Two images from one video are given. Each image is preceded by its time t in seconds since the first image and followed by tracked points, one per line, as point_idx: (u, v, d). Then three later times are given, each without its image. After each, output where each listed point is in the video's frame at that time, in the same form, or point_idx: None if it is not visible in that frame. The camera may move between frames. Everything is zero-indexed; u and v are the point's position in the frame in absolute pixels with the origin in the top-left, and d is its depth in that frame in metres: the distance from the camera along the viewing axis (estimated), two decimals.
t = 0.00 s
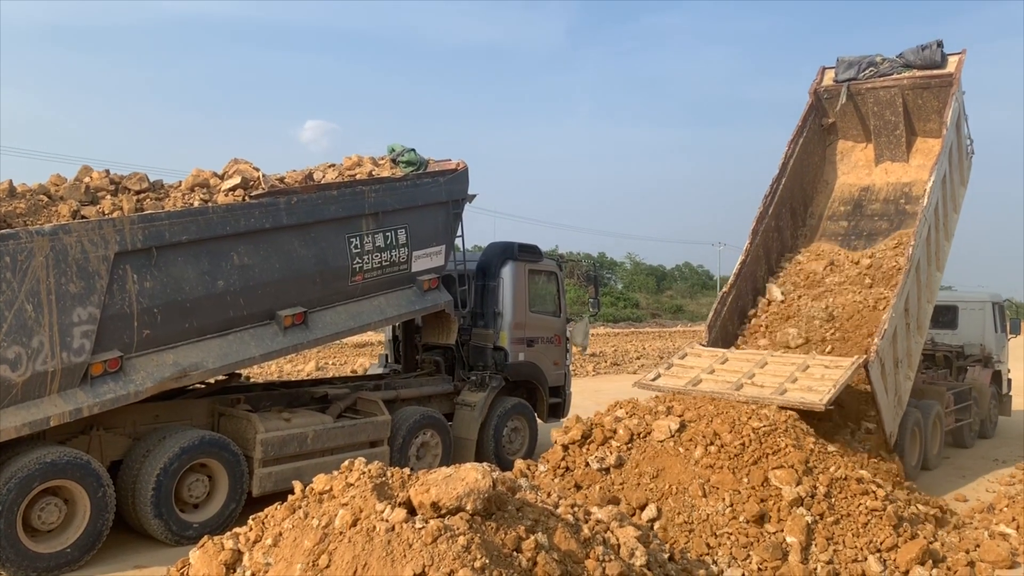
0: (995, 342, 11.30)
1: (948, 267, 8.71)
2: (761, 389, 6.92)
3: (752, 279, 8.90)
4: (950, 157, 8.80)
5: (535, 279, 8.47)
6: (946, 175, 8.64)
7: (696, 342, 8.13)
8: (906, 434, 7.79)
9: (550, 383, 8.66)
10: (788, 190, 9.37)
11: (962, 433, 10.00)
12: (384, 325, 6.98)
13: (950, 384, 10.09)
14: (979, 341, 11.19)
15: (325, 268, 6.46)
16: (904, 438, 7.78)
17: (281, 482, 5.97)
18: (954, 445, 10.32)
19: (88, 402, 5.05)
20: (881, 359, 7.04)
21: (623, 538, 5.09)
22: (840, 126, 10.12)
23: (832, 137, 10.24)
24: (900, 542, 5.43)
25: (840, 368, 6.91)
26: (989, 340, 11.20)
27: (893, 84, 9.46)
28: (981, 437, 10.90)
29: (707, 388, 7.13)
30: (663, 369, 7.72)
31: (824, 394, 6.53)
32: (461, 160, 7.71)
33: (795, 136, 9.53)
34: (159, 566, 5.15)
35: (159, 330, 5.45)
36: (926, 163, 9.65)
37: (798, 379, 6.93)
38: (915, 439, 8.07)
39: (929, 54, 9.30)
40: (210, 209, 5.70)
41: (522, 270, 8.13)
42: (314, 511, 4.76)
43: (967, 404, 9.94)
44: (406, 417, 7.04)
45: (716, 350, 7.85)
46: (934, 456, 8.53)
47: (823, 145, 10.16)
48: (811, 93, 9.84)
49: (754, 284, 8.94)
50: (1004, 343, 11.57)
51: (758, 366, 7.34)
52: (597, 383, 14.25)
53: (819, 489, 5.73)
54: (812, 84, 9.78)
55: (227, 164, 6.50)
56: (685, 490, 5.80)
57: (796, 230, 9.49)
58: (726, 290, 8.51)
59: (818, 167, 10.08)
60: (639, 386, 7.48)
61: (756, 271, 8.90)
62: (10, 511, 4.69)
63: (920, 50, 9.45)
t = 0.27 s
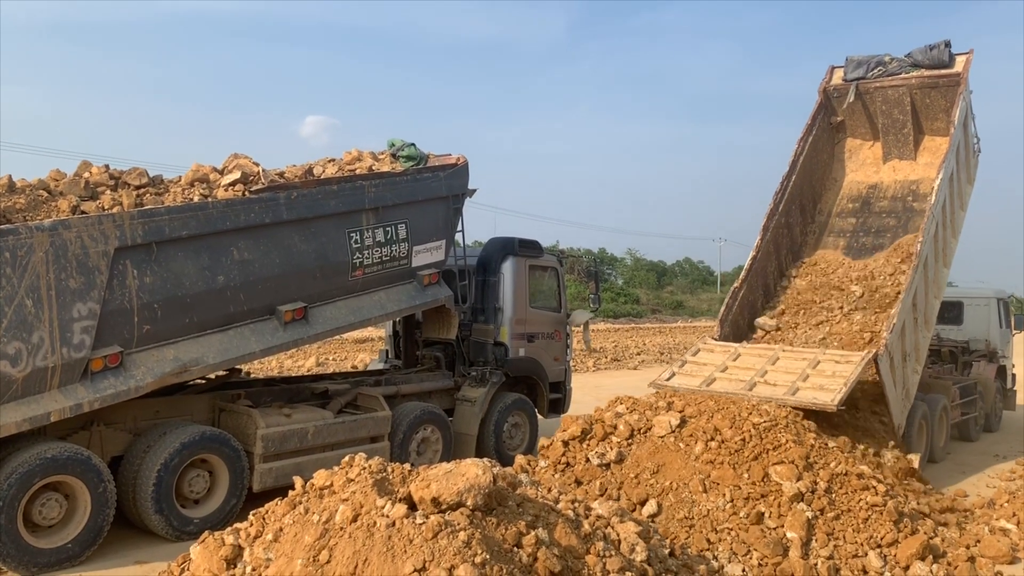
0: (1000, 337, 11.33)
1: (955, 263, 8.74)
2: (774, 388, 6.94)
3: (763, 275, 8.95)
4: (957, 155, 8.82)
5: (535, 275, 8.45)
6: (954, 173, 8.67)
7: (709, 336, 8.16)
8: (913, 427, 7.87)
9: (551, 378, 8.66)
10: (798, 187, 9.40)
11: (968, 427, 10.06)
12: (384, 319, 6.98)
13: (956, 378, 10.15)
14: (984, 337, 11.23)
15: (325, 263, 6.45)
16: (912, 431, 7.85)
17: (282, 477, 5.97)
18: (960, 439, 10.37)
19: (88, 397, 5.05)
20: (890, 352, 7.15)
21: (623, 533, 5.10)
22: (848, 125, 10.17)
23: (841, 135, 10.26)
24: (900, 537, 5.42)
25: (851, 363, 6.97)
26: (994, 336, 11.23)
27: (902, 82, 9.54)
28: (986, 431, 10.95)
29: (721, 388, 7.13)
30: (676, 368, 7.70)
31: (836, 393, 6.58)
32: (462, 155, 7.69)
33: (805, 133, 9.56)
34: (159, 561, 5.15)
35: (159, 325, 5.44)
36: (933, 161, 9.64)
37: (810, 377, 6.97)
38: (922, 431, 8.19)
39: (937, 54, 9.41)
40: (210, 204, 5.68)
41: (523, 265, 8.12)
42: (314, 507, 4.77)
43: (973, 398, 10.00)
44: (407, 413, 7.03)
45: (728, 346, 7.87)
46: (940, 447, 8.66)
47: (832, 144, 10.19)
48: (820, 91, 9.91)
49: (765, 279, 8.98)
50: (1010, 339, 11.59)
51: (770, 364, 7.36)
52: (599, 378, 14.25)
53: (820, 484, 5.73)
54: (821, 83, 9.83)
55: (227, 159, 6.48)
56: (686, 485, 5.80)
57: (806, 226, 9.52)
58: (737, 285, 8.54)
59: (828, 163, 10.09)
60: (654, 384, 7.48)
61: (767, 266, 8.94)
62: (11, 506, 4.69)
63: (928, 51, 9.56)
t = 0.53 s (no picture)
0: (1009, 334, 11.31)
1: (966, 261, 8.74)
2: (790, 387, 6.89)
3: (777, 272, 8.90)
4: (969, 155, 8.82)
5: (539, 270, 8.44)
6: (966, 172, 8.67)
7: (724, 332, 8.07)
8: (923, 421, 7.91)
9: (554, 374, 8.65)
10: (810, 185, 9.38)
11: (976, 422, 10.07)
12: (388, 314, 6.97)
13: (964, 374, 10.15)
14: (993, 334, 11.17)
15: (329, 257, 6.44)
16: (922, 425, 7.97)
17: (285, 472, 5.97)
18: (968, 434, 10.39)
19: (92, 390, 5.05)
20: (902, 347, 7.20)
21: (626, 529, 5.10)
22: (861, 125, 10.15)
23: (853, 135, 10.23)
24: (904, 534, 5.42)
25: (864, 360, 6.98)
26: (1002, 334, 11.19)
27: (915, 82, 9.57)
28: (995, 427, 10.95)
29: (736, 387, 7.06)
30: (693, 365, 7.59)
31: (850, 393, 6.58)
32: (465, 149, 7.68)
33: (818, 132, 9.54)
34: (162, 555, 5.16)
35: (162, 319, 5.44)
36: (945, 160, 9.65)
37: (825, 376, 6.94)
38: (932, 425, 8.22)
39: (950, 55, 9.47)
40: (214, 198, 5.68)
41: (527, 261, 8.10)
42: (318, 501, 4.78)
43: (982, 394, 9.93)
44: (410, 408, 7.03)
45: (743, 341, 7.79)
46: (949, 442, 8.69)
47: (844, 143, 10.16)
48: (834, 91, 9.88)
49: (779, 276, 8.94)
50: (1018, 336, 11.57)
51: (785, 361, 7.31)
52: (603, 374, 14.25)
53: (823, 481, 5.73)
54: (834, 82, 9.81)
55: (231, 153, 6.46)
56: (689, 481, 5.80)
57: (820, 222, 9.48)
58: (753, 280, 8.48)
59: (839, 162, 10.05)
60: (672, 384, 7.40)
61: (781, 263, 8.90)
62: (14, 499, 4.70)
63: (941, 51, 9.62)
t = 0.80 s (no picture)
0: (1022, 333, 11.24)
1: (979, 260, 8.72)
2: (807, 382, 6.95)
3: (792, 271, 8.96)
4: (984, 155, 8.79)
5: (545, 266, 8.41)
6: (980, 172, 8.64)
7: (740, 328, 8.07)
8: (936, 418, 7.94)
9: (560, 370, 8.63)
10: (826, 185, 9.39)
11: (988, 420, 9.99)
12: (394, 309, 6.97)
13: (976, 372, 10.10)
14: (1005, 333, 11.15)
15: (336, 252, 6.44)
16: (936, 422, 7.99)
17: (291, 466, 5.97)
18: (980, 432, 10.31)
19: (99, 384, 5.07)
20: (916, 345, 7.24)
21: (633, 526, 5.11)
22: (876, 125, 10.13)
23: (868, 135, 10.20)
24: (911, 533, 5.40)
25: (880, 356, 7.01)
26: (1015, 331, 11.13)
27: (930, 84, 9.52)
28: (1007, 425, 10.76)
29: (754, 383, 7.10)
30: (711, 360, 7.65)
31: (866, 388, 6.61)
32: (473, 145, 7.66)
33: (834, 133, 9.53)
34: (169, 549, 5.17)
35: (170, 313, 5.44)
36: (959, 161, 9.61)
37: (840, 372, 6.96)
38: (945, 421, 8.24)
39: (965, 56, 9.41)
40: (222, 192, 5.68)
41: (533, 257, 8.08)
42: (324, 496, 4.79)
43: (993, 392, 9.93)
44: (417, 403, 7.03)
45: (760, 337, 7.77)
46: (961, 438, 8.69)
47: (860, 143, 10.14)
48: (848, 92, 9.87)
49: (795, 274, 8.98)
50: None
51: (801, 357, 7.32)
52: (609, 370, 14.22)
53: (830, 479, 5.72)
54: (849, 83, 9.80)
55: (238, 147, 6.46)
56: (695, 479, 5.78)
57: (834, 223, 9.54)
58: (768, 279, 8.53)
59: (855, 162, 10.04)
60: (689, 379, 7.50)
61: (796, 261, 8.96)
62: (23, 493, 4.71)
63: (956, 52, 9.55)
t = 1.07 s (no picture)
0: None
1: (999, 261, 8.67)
2: (828, 377, 6.99)
3: (813, 270, 8.99)
4: (1005, 157, 8.74)
5: (557, 264, 8.41)
6: (1001, 174, 8.59)
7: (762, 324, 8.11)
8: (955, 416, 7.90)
9: (570, 368, 8.62)
10: (847, 185, 9.40)
11: (1007, 419, 9.91)
12: (406, 305, 6.98)
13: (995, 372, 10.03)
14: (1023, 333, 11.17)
15: (348, 248, 6.45)
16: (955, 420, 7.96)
17: (303, 461, 5.99)
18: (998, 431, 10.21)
19: (113, 378, 5.09)
20: (937, 343, 7.22)
21: (643, 524, 5.11)
22: (896, 126, 10.09)
23: (888, 136, 10.18)
24: (923, 534, 5.37)
25: (902, 353, 6.99)
26: None
27: (950, 86, 9.44)
28: None
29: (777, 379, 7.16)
30: (733, 356, 7.70)
31: (887, 384, 6.62)
32: (484, 141, 7.64)
33: (855, 133, 9.53)
34: (181, 543, 5.20)
35: (183, 308, 5.46)
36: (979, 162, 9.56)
37: (862, 368, 7.00)
38: (965, 419, 8.20)
39: (985, 59, 9.35)
40: (235, 188, 5.69)
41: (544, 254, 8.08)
42: (336, 491, 4.81)
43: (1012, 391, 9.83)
44: (427, 400, 7.03)
45: (782, 334, 7.86)
46: (980, 437, 8.66)
47: (880, 145, 10.12)
48: (869, 93, 9.84)
49: (816, 274, 9.03)
50: None
51: (822, 353, 7.35)
52: (621, 368, 14.21)
53: (841, 479, 5.69)
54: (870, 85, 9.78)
55: (252, 143, 6.48)
56: (706, 477, 5.78)
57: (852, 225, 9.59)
58: (791, 278, 8.56)
59: (875, 163, 10.03)
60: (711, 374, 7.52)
61: (818, 261, 8.98)
62: (36, 486, 4.74)
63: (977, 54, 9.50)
